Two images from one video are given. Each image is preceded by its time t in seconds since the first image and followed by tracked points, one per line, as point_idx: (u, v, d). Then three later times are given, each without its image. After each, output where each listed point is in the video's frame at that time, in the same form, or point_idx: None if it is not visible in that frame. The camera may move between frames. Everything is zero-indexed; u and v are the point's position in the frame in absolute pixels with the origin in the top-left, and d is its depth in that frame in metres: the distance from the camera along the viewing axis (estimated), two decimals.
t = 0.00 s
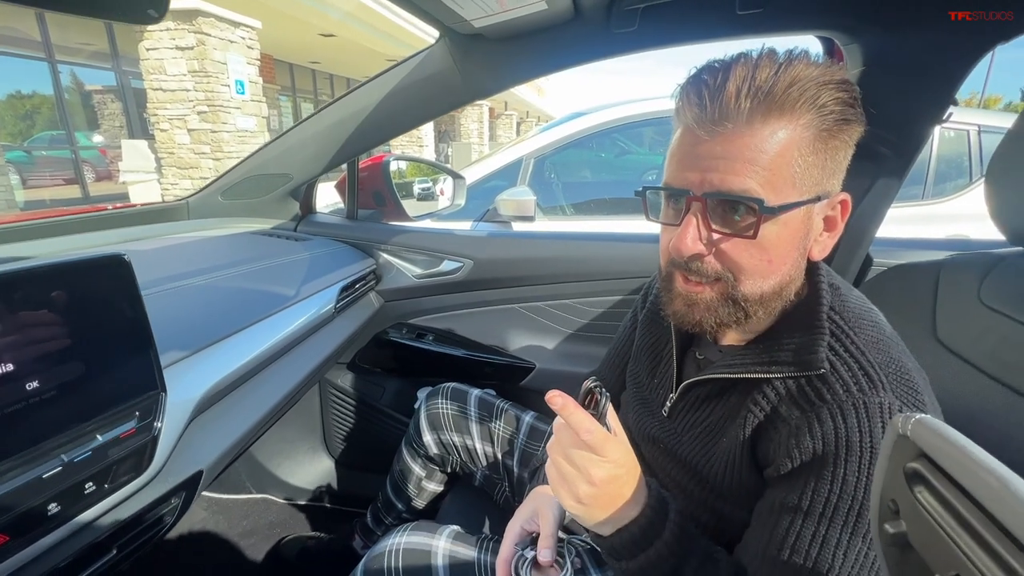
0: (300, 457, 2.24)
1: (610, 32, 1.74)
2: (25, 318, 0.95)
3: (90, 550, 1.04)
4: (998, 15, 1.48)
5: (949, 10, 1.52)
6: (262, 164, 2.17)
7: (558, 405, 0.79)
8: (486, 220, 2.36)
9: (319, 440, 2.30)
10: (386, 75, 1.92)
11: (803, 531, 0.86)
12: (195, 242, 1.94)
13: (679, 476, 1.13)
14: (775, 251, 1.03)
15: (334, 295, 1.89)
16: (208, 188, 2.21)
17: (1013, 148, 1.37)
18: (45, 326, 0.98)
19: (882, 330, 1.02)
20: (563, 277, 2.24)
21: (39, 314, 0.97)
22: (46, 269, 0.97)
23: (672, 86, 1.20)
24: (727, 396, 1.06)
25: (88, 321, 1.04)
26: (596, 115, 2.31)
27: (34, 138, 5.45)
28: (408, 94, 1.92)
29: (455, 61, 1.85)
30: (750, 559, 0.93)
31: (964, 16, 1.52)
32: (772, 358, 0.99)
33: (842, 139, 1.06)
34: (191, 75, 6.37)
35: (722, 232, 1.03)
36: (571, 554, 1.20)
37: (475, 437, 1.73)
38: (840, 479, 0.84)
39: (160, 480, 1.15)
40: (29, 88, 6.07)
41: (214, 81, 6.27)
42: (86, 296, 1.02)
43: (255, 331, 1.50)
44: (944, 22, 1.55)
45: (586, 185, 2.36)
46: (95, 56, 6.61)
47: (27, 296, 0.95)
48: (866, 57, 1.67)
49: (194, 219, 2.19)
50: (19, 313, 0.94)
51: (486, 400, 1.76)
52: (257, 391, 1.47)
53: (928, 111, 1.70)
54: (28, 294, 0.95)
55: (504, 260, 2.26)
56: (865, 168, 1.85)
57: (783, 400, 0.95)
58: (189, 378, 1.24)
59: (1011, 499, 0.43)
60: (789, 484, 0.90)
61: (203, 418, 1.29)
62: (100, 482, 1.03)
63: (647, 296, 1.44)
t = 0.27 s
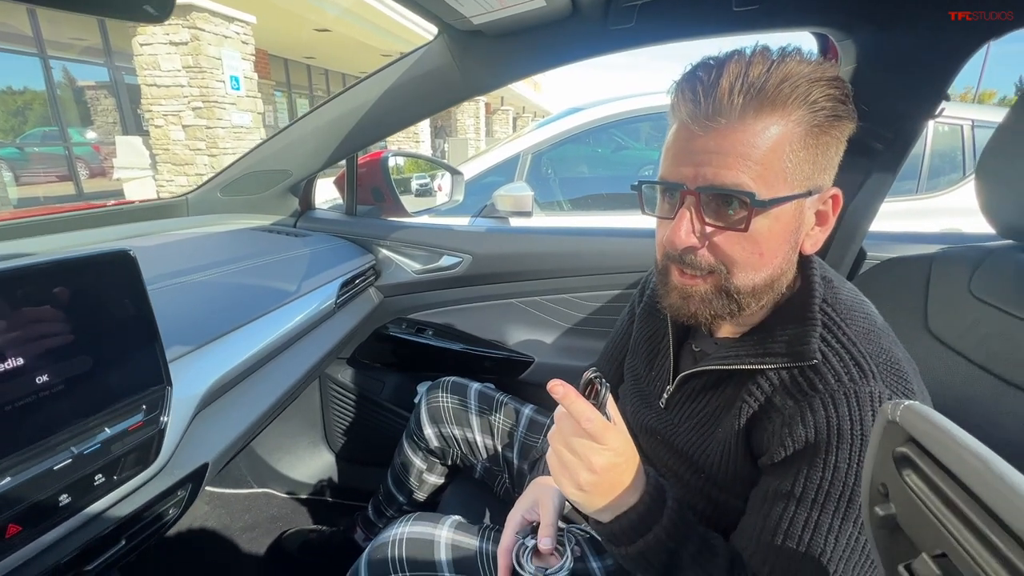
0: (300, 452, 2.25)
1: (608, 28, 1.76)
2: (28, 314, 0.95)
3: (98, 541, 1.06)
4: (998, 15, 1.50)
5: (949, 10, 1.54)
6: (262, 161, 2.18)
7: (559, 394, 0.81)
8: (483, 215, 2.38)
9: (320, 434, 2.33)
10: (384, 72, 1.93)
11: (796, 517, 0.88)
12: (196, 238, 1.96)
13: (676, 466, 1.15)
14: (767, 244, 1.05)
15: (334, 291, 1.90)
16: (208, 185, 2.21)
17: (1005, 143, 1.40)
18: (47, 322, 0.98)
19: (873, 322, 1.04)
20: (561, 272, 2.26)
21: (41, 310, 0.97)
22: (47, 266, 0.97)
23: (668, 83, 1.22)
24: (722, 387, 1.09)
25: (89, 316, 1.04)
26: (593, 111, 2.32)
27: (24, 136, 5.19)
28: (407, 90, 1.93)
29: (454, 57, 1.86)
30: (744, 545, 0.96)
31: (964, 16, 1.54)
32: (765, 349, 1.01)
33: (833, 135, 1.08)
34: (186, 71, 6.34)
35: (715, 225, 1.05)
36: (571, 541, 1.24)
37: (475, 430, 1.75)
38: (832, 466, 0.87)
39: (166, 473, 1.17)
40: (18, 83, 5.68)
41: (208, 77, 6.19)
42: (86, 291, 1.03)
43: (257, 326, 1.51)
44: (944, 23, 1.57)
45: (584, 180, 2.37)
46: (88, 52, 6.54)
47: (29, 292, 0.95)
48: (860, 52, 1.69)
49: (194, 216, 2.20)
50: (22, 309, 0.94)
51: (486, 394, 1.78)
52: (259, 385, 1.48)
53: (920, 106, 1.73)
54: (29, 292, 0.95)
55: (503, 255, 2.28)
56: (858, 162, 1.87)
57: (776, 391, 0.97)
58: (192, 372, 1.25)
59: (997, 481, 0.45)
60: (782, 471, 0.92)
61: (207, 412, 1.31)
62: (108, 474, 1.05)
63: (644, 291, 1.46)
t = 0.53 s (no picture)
0: (300, 447, 2.26)
1: (605, 22, 1.76)
2: (27, 310, 0.96)
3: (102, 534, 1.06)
4: (997, 15, 1.53)
5: (950, 10, 1.57)
6: (261, 155, 2.18)
7: (558, 384, 0.82)
8: (482, 211, 2.38)
9: (319, 429, 2.33)
10: (382, 66, 1.93)
11: (793, 506, 0.90)
12: (195, 234, 1.96)
13: (673, 456, 1.16)
14: (765, 236, 1.06)
15: (333, 286, 1.90)
16: (205, 180, 2.21)
17: (1000, 136, 1.41)
18: (47, 318, 0.99)
19: (869, 313, 1.05)
20: (560, 267, 2.27)
21: (40, 307, 0.98)
22: (46, 262, 0.98)
23: (667, 75, 1.23)
24: (719, 378, 1.10)
25: (89, 311, 1.05)
26: (590, 106, 2.33)
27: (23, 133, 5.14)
28: (405, 84, 1.93)
29: (452, 51, 1.86)
30: (742, 533, 0.97)
31: (964, 16, 1.56)
32: (763, 340, 1.02)
33: (831, 127, 1.09)
34: (181, 66, 6.30)
35: (714, 217, 1.06)
36: (570, 532, 1.26)
37: (475, 423, 1.76)
38: (828, 455, 0.88)
39: (169, 466, 1.18)
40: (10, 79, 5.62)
41: (204, 73, 6.29)
42: (86, 287, 1.03)
43: (256, 321, 1.52)
44: (944, 23, 1.60)
45: (581, 176, 2.38)
46: (81, 46, 6.24)
47: (28, 289, 0.96)
48: (856, 46, 1.70)
49: (192, 212, 2.19)
50: (21, 306, 0.95)
51: (485, 387, 1.79)
52: (260, 379, 1.49)
53: (916, 99, 1.74)
54: (28, 288, 0.95)
55: (502, 250, 2.29)
56: (853, 156, 1.89)
57: (774, 381, 0.98)
58: (192, 368, 1.26)
59: (986, 464, 0.46)
60: (779, 460, 0.94)
61: (207, 407, 1.31)
62: (112, 467, 1.05)
63: (642, 283, 1.47)
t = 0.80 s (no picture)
0: (300, 443, 2.26)
1: (604, 17, 1.76)
2: (23, 305, 0.95)
3: (103, 531, 1.07)
4: (996, 15, 1.54)
5: (950, 10, 1.58)
6: (258, 152, 2.17)
7: (565, 375, 0.83)
8: (481, 207, 2.38)
9: (320, 426, 2.32)
10: (379, 63, 1.93)
11: (793, 500, 0.90)
12: (194, 231, 1.95)
13: (673, 450, 1.17)
14: (768, 230, 1.06)
15: (333, 283, 1.90)
16: (204, 177, 2.21)
17: (999, 129, 1.40)
18: (43, 313, 0.99)
19: (869, 307, 1.05)
20: (559, 262, 2.27)
21: (36, 301, 0.97)
22: (43, 258, 0.97)
23: (672, 67, 1.22)
24: (720, 371, 1.10)
25: (87, 308, 1.04)
26: (589, 102, 2.33)
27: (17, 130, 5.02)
28: (403, 80, 1.92)
29: (450, 46, 1.85)
30: (742, 527, 0.97)
31: (964, 16, 1.58)
32: (764, 334, 1.03)
33: (836, 121, 1.09)
34: (178, 63, 6.27)
35: (717, 211, 1.06)
36: (571, 527, 1.26)
37: (475, 419, 1.76)
38: (828, 449, 0.88)
39: (170, 463, 1.18)
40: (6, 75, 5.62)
41: (201, 69, 6.21)
42: (82, 283, 1.03)
43: (257, 318, 1.52)
44: (945, 23, 1.61)
45: (580, 171, 2.38)
46: (77, 43, 6.26)
47: (23, 285, 0.95)
48: (855, 39, 1.70)
49: (190, 208, 2.19)
50: (18, 300, 0.94)
51: (485, 383, 1.79)
52: (260, 376, 1.49)
53: (914, 92, 1.74)
54: (24, 284, 0.95)
55: (501, 246, 2.29)
56: (853, 150, 1.88)
57: (774, 375, 0.99)
58: (192, 364, 1.26)
59: (986, 457, 0.46)
60: (779, 454, 0.94)
61: (207, 404, 1.31)
62: (112, 465, 1.06)
63: (642, 278, 1.47)
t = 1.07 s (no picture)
0: (300, 442, 2.26)
1: (604, 12, 1.75)
2: (20, 298, 0.94)
3: (101, 532, 1.06)
4: (994, 15, 1.55)
5: (950, 10, 1.58)
6: (256, 150, 2.15)
7: (578, 366, 0.81)
8: (480, 204, 2.37)
9: (319, 425, 2.32)
10: (376, 60, 1.92)
11: (795, 500, 0.89)
12: (191, 230, 1.94)
13: (674, 449, 1.16)
14: (770, 228, 1.04)
15: (331, 282, 1.89)
16: (202, 175, 2.19)
17: (1003, 124, 1.39)
18: (39, 308, 0.97)
19: (871, 304, 1.05)
20: (559, 260, 2.26)
21: (32, 295, 0.96)
22: (38, 257, 0.96)
23: (671, 64, 1.21)
24: (721, 370, 1.09)
25: (83, 307, 1.04)
26: (588, 98, 2.31)
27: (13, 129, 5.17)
28: (402, 76, 1.91)
29: (449, 42, 1.84)
30: (744, 527, 0.97)
31: (964, 16, 1.57)
32: (765, 332, 1.02)
33: (838, 117, 1.08)
34: (174, 60, 6.17)
35: (718, 208, 1.05)
36: (570, 527, 1.25)
37: (474, 419, 1.75)
38: (830, 448, 0.88)
39: (166, 465, 1.17)
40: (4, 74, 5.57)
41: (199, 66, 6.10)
42: (78, 280, 1.02)
43: (254, 317, 1.51)
44: (944, 22, 1.61)
45: (579, 168, 2.37)
46: (75, 41, 6.19)
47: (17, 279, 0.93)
48: (857, 34, 1.68)
49: (188, 207, 2.18)
50: (12, 293, 0.93)
51: (485, 382, 1.78)
52: (258, 376, 1.48)
53: (916, 87, 1.73)
54: (18, 278, 0.93)
55: (501, 244, 2.28)
56: (854, 146, 1.88)
57: (775, 374, 0.98)
58: (189, 365, 1.25)
59: (989, 457, 0.45)
60: (781, 454, 0.93)
61: (204, 405, 1.30)
62: (107, 467, 1.05)
63: (641, 276, 1.46)
